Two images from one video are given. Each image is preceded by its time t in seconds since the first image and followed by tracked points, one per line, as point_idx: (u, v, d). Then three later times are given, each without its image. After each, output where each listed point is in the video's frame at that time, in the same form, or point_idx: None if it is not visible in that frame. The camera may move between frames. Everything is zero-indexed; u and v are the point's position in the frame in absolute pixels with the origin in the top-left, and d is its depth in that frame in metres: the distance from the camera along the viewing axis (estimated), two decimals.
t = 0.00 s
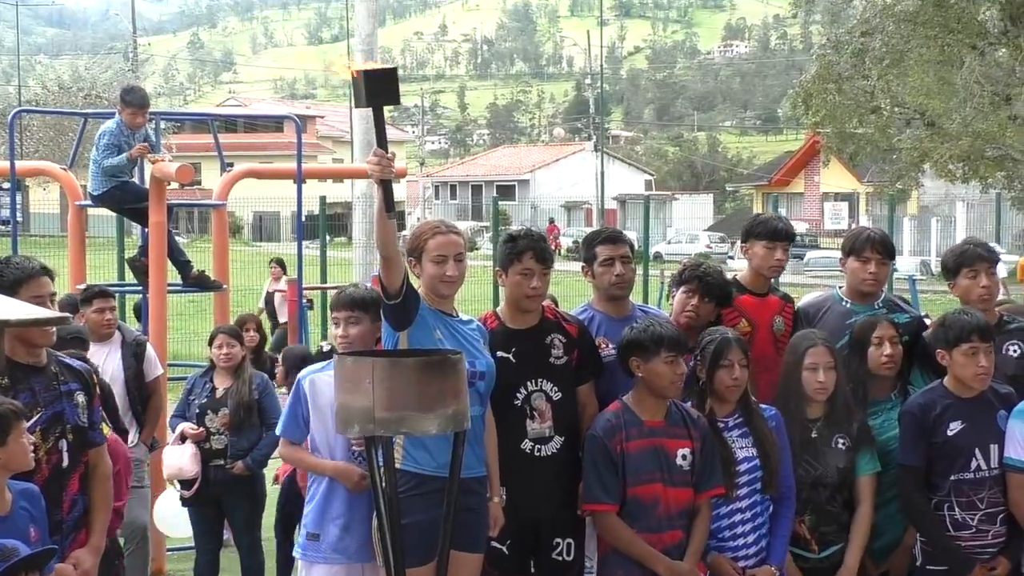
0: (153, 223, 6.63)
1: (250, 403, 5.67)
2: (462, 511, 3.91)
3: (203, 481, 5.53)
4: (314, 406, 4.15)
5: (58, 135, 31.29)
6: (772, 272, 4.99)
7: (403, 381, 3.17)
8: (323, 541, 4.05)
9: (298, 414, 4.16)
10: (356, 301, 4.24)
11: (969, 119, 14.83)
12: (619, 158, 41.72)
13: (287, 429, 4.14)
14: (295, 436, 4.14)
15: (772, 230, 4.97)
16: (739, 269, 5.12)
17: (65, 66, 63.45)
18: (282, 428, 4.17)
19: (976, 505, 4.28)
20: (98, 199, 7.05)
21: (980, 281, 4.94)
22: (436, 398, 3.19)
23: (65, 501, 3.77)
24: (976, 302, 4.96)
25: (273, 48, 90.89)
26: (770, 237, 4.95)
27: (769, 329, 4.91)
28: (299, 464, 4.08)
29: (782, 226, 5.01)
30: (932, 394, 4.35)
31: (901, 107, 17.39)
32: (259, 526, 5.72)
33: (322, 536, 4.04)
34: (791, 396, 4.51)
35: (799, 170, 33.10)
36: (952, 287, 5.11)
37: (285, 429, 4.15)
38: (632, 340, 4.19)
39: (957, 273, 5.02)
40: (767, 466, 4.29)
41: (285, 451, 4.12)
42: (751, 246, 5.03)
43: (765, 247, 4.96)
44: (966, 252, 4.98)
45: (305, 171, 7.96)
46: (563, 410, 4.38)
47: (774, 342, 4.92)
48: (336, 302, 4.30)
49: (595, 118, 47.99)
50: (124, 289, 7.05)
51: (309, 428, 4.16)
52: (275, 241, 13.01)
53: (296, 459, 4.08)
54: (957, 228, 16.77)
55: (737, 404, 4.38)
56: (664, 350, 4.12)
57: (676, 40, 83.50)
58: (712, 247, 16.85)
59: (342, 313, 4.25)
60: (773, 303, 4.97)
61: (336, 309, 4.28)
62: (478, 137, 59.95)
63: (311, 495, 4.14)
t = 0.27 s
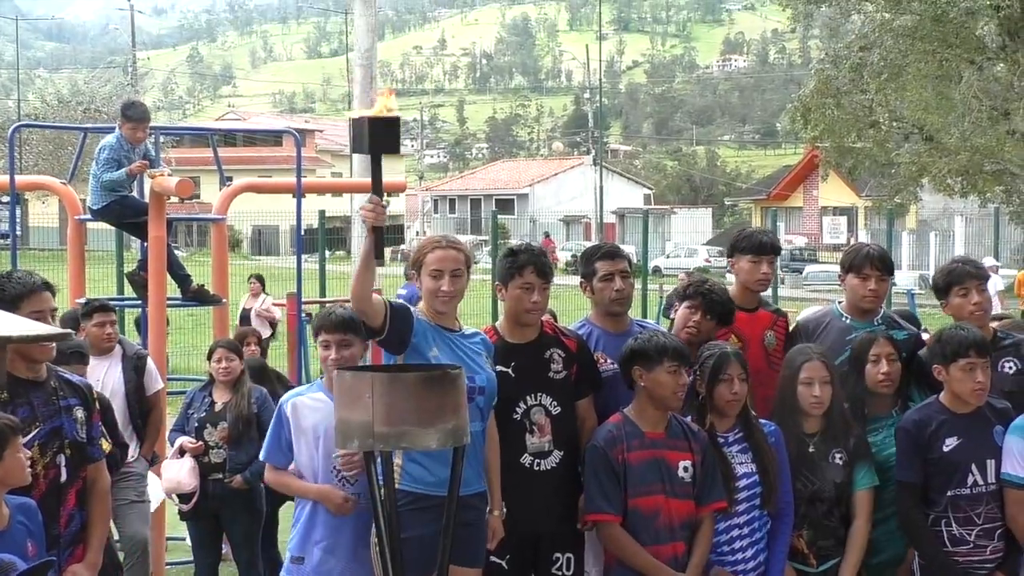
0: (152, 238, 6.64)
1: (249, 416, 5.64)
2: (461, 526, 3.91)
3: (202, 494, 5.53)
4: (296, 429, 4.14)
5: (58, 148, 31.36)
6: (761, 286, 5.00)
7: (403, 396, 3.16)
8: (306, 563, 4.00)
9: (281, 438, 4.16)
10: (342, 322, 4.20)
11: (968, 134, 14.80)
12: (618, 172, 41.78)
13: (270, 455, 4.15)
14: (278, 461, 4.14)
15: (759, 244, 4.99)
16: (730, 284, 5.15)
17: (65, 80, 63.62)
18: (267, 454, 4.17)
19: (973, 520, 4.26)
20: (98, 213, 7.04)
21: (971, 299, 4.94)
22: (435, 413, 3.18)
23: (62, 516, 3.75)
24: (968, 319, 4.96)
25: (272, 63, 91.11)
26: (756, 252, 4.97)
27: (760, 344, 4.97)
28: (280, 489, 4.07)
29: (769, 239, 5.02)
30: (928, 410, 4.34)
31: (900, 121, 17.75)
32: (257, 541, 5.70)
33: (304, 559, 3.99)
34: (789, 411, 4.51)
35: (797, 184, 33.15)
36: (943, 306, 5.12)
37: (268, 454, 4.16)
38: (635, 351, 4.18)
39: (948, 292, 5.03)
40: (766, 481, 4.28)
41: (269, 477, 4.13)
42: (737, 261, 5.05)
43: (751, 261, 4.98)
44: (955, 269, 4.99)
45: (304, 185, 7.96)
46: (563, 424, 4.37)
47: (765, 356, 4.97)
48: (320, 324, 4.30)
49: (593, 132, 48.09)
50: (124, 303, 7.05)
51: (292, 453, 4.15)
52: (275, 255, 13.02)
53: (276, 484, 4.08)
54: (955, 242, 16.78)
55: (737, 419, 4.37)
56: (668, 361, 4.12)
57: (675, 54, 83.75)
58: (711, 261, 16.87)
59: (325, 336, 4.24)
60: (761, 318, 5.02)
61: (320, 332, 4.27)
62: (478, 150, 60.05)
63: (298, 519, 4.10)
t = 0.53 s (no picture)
0: (152, 245, 6.64)
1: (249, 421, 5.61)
2: (461, 533, 3.93)
3: (200, 501, 5.52)
4: (269, 444, 4.11)
5: (57, 155, 31.34)
6: (746, 294, 5.01)
7: (403, 402, 3.16)
8: None
9: (253, 452, 4.11)
10: (320, 335, 4.20)
11: (966, 140, 14.83)
12: (617, 179, 41.78)
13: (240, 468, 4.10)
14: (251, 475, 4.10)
15: (740, 252, 4.99)
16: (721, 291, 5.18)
17: (65, 86, 63.63)
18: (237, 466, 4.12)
19: (971, 528, 4.26)
20: (97, 220, 7.03)
21: (967, 305, 4.94)
22: (435, 419, 3.18)
23: (62, 521, 3.74)
24: (964, 326, 4.95)
25: (271, 70, 91.14)
26: (739, 260, 4.98)
27: (749, 353, 4.96)
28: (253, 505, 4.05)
29: (751, 246, 5.01)
30: (926, 417, 4.34)
31: (900, 128, 17.76)
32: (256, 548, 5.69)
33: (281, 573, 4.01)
34: (789, 418, 4.52)
35: (796, 191, 33.17)
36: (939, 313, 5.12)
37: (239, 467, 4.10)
38: (637, 357, 4.19)
39: (945, 299, 5.04)
40: (766, 487, 4.28)
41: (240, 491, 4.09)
42: (720, 271, 5.08)
43: (734, 269, 5.00)
44: (952, 276, 5.01)
45: (304, 192, 7.96)
46: (563, 431, 4.37)
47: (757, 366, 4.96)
48: (295, 336, 4.26)
49: (592, 139, 48.11)
50: (123, 309, 7.04)
51: (265, 466, 4.11)
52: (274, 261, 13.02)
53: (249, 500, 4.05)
54: (954, 249, 16.78)
55: (737, 426, 4.37)
56: (669, 367, 4.12)
57: (674, 62, 83.85)
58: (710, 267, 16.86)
59: (301, 348, 4.19)
60: (751, 326, 5.01)
61: (296, 344, 4.21)
62: (477, 157, 60.07)
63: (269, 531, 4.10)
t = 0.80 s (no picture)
0: (154, 246, 6.64)
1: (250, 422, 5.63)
2: (463, 535, 3.93)
3: (202, 502, 5.52)
4: (263, 448, 4.04)
5: (59, 156, 31.34)
6: (749, 296, 5.00)
7: (404, 405, 3.16)
8: None
9: (246, 456, 4.01)
10: (309, 335, 4.22)
11: (968, 141, 14.78)
12: (619, 180, 41.76)
13: (232, 472, 3.97)
14: (242, 480, 3.99)
15: (743, 253, 5.00)
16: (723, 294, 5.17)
17: (67, 88, 63.66)
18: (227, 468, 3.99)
19: (972, 529, 4.27)
20: (99, 221, 7.04)
21: (968, 306, 4.94)
22: (437, 421, 3.18)
23: (63, 522, 3.75)
24: (966, 327, 4.95)
25: (273, 71, 91.19)
26: (742, 260, 4.99)
27: (751, 353, 4.97)
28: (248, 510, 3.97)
29: (754, 247, 5.02)
30: (928, 419, 4.34)
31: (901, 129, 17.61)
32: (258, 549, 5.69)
33: None
34: (792, 420, 4.52)
35: (798, 192, 33.15)
36: (942, 313, 5.11)
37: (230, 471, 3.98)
38: (638, 359, 4.19)
39: (946, 300, 5.04)
40: (769, 489, 4.28)
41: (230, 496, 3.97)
42: (725, 272, 5.08)
43: (737, 270, 5.00)
44: (955, 276, 5.00)
45: (306, 194, 7.96)
46: (567, 433, 4.38)
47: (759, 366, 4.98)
48: (282, 338, 4.23)
49: (594, 140, 48.13)
50: (125, 311, 7.04)
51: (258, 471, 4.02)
52: (276, 263, 13.04)
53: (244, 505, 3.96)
54: (956, 251, 16.77)
55: (740, 428, 4.37)
56: (671, 370, 4.12)
57: (676, 63, 83.86)
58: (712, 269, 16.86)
59: (291, 349, 4.17)
60: (753, 327, 5.01)
61: (284, 346, 4.20)
62: (479, 159, 60.06)
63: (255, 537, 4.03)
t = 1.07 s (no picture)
0: (154, 247, 6.64)
1: (249, 423, 5.58)
2: (462, 537, 3.94)
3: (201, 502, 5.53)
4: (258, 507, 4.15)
5: (58, 157, 31.32)
6: (754, 296, 5.00)
7: (403, 405, 3.17)
8: None
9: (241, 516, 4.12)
10: (303, 394, 4.41)
11: (968, 143, 14.97)
12: (618, 181, 41.78)
13: (225, 532, 4.09)
14: (236, 539, 4.10)
15: (751, 253, 4.98)
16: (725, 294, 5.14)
17: (66, 88, 63.62)
18: (221, 531, 4.10)
19: (970, 530, 4.27)
20: (98, 222, 7.05)
21: (968, 306, 4.95)
22: (437, 422, 3.19)
23: (58, 524, 3.79)
24: (966, 327, 4.96)
25: (272, 72, 91.18)
26: (750, 261, 4.97)
27: (754, 355, 4.99)
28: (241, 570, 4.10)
29: (762, 248, 5.01)
30: (927, 420, 4.34)
31: (900, 131, 17.61)
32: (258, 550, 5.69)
33: None
34: (793, 421, 4.52)
35: (797, 194, 33.20)
36: (942, 313, 5.12)
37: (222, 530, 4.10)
38: (639, 360, 4.19)
39: (945, 300, 5.05)
40: (770, 490, 4.28)
41: (223, 555, 4.10)
42: (730, 272, 5.06)
43: (745, 271, 4.98)
44: (954, 277, 5.01)
45: (306, 195, 7.96)
46: (568, 434, 4.38)
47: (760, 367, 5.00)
48: (277, 398, 4.40)
49: (593, 141, 48.16)
50: (124, 312, 7.04)
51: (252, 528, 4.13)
52: (275, 263, 13.06)
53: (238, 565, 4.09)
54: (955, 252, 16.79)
55: (741, 429, 4.37)
56: (672, 371, 4.13)
57: (675, 65, 83.92)
58: (711, 270, 16.87)
59: (286, 407, 4.35)
60: (756, 328, 5.03)
61: (278, 405, 4.38)
62: (478, 159, 60.05)
63: None
